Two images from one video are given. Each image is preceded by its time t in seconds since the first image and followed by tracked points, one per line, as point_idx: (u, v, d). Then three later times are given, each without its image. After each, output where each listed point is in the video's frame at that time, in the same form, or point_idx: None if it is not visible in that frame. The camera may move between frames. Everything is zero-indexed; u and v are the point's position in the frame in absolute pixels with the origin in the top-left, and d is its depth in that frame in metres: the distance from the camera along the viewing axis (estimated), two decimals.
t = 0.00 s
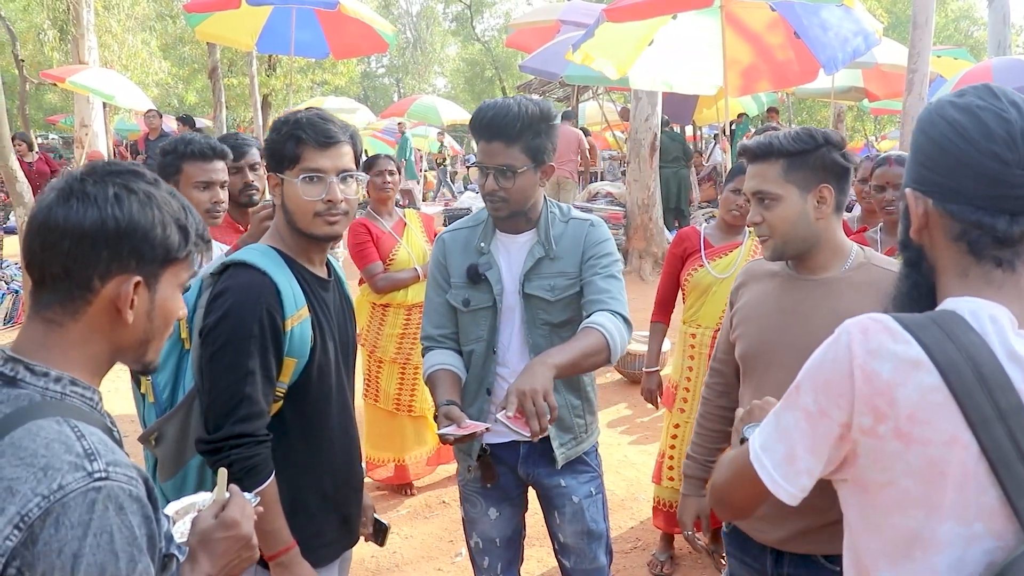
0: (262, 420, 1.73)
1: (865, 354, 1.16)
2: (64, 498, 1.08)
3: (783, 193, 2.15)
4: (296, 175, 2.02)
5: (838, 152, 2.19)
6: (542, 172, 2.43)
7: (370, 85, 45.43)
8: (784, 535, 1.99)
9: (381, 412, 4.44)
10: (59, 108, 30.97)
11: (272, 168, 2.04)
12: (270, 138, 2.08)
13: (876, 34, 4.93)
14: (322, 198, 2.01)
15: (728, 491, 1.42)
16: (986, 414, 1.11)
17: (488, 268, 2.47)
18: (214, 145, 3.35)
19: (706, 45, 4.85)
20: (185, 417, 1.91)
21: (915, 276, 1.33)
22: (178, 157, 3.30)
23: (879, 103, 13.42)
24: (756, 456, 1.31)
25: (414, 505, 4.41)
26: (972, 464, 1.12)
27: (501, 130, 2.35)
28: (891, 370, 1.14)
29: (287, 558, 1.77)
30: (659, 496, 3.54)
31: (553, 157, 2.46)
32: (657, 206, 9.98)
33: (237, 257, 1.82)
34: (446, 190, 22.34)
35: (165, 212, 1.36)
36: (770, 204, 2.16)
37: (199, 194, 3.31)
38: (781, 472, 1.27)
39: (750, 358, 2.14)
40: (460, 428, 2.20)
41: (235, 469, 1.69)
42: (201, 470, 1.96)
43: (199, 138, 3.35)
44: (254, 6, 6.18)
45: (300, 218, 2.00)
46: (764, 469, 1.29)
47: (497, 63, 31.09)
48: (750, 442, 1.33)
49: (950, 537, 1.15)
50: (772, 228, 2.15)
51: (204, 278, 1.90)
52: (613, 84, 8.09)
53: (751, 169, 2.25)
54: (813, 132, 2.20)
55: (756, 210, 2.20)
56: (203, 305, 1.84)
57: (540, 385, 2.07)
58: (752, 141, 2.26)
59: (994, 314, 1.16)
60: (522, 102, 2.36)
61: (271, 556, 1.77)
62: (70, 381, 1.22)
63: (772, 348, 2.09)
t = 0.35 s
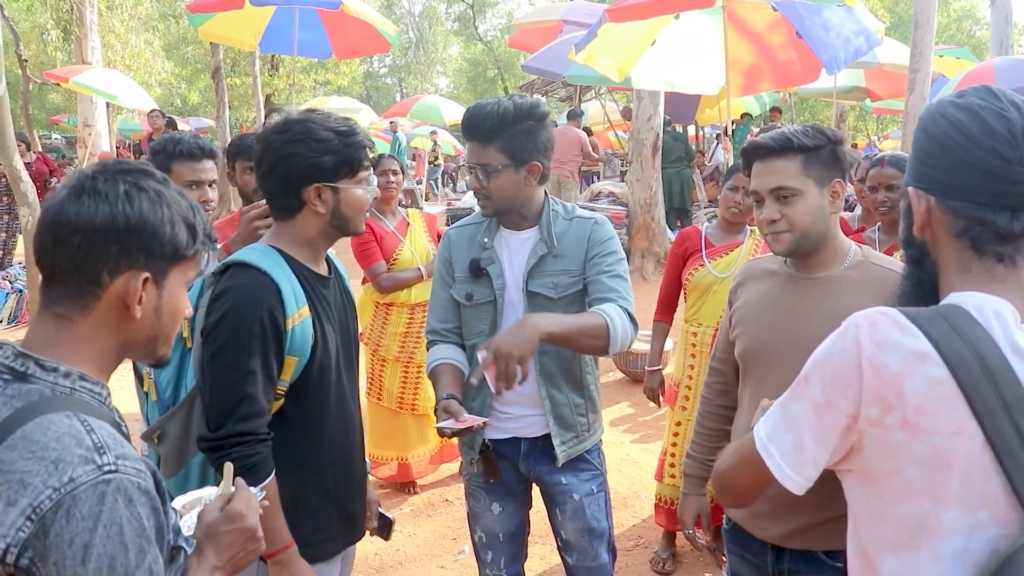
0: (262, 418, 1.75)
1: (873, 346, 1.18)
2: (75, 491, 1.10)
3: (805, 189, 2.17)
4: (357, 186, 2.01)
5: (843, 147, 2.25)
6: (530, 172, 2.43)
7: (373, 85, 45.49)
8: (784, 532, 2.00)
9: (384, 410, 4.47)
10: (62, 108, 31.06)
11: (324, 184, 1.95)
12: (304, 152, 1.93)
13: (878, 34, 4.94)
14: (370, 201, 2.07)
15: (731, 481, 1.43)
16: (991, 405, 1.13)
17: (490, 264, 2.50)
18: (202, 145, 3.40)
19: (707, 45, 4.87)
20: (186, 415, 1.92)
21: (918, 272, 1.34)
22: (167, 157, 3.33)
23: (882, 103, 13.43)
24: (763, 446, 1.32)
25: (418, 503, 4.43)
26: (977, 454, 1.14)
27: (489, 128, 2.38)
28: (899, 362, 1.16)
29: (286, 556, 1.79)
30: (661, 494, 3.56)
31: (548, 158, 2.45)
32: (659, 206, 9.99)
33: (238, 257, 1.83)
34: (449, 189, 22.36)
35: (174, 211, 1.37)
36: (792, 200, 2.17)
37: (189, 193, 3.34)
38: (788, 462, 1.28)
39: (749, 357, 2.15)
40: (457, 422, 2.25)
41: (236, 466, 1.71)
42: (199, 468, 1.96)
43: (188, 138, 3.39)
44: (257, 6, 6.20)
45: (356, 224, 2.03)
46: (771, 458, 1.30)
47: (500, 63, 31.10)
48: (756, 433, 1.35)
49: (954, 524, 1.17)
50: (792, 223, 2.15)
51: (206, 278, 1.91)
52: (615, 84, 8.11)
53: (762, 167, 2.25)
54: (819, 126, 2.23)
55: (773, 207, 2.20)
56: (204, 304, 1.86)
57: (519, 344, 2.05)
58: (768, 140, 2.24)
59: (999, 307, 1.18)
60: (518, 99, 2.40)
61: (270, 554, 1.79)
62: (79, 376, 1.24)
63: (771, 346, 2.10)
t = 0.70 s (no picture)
0: (278, 418, 1.76)
1: (884, 343, 1.19)
2: (91, 486, 1.11)
3: (829, 189, 2.19)
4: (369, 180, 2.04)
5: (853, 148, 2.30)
6: (541, 172, 2.44)
7: (373, 84, 45.53)
8: (783, 529, 2.01)
9: (388, 409, 4.48)
10: (63, 108, 31.07)
11: (337, 178, 1.96)
12: (318, 142, 1.94)
13: (880, 34, 4.95)
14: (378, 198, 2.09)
15: (748, 478, 1.45)
16: (1000, 400, 1.14)
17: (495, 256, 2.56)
18: (200, 146, 3.42)
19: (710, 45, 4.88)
20: (197, 417, 1.92)
21: (929, 269, 1.35)
22: (166, 157, 3.34)
23: (883, 103, 13.43)
24: (777, 441, 1.34)
25: (421, 502, 4.44)
26: (986, 449, 1.15)
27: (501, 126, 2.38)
28: (909, 359, 1.17)
29: (302, 555, 1.81)
30: (665, 493, 3.56)
31: (558, 158, 2.46)
32: (660, 206, 10.01)
33: (248, 257, 1.84)
34: (449, 189, 22.36)
35: (186, 210, 1.39)
36: (817, 199, 2.17)
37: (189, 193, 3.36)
38: (802, 457, 1.30)
39: (751, 356, 2.16)
40: (453, 413, 2.28)
41: (252, 466, 1.71)
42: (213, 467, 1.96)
43: (185, 139, 3.40)
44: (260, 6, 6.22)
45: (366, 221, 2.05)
46: (785, 453, 1.32)
47: (500, 63, 31.12)
48: (771, 428, 1.37)
49: (964, 519, 1.18)
50: (816, 222, 2.14)
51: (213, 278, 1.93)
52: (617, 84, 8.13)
53: (782, 167, 2.25)
54: (831, 127, 2.25)
55: (798, 207, 2.19)
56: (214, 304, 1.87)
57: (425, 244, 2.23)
58: (787, 140, 2.24)
59: (1008, 305, 1.19)
60: (531, 99, 2.40)
61: (286, 553, 1.80)
62: (93, 373, 1.25)
63: (774, 345, 2.11)
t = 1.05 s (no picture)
0: (294, 415, 1.77)
1: (895, 338, 1.20)
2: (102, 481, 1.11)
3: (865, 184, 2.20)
4: (373, 175, 2.04)
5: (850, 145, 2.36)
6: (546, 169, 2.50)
7: (374, 84, 45.53)
8: (788, 525, 2.02)
9: (391, 408, 4.48)
10: (63, 108, 31.09)
11: (344, 170, 1.97)
12: (324, 135, 1.96)
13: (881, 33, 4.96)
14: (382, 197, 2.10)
15: (760, 477, 1.45)
16: (1011, 394, 1.14)
17: (496, 262, 2.52)
18: (199, 144, 3.44)
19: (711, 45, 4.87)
20: (210, 419, 1.93)
21: (940, 264, 1.36)
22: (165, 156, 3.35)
23: (883, 102, 13.45)
24: (789, 438, 1.35)
25: (425, 500, 4.45)
26: (996, 443, 1.16)
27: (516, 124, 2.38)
28: (921, 353, 1.18)
29: (320, 551, 1.81)
30: (669, 491, 3.57)
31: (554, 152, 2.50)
32: (661, 206, 10.03)
33: (257, 254, 1.85)
34: (450, 189, 22.37)
35: (192, 204, 1.39)
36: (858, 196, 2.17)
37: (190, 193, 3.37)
38: (814, 453, 1.31)
39: (757, 353, 2.17)
40: (452, 423, 2.24)
41: (271, 464, 1.72)
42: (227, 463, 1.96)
43: (184, 139, 3.41)
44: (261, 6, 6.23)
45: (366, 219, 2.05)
46: (798, 450, 1.33)
47: (501, 62, 31.13)
48: (782, 425, 1.37)
49: (974, 512, 1.18)
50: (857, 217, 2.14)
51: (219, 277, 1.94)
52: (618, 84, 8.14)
53: (829, 160, 2.19)
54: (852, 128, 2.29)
55: (844, 204, 2.15)
56: (222, 303, 1.87)
57: (554, 342, 2.12)
58: (832, 135, 2.20)
59: (1019, 300, 1.19)
60: (528, 103, 2.39)
61: (305, 548, 1.81)
62: (104, 368, 1.27)
63: (782, 343, 2.12)
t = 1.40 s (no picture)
0: (294, 412, 1.79)
1: (895, 338, 1.23)
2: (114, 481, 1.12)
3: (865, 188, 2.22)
4: (383, 195, 2.05)
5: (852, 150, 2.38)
6: (543, 174, 2.53)
7: (373, 84, 45.55)
8: (791, 521, 2.05)
9: (393, 408, 4.50)
10: (64, 108, 31.12)
11: (352, 175, 2.00)
12: (347, 137, 2.03)
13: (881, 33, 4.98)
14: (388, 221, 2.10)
15: (759, 484, 1.46)
16: (1008, 391, 1.17)
17: (498, 267, 2.52)
18: (199, 146, 3.48)
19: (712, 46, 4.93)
20: (218, 420, 1.95)
21: (935, 264, 1.39)
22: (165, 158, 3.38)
23: (882, 103, 13.50)
24: (790, 441, 1.37)
25: (427, 499, 4.48)
26: (993, 439, 1.18)
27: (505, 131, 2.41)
28: (921, 353, 1.21)
29: (351, 525, 1.82)
30: (668, 489, 3.63)
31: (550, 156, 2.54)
32: (661, 206, 10.06)
33: (265, 256, 1.88)
34: (450, 189, 22.39)
35: (202, 206, 1.41)
36: (856, 196, 2.19)
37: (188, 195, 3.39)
38: (816, 454, 1.33)
39: (758, 351, 2.20)
40: (451, 441, 2.22)
41: (271, 457, 1.74)
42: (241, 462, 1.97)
43: (183, 144, 3.43)
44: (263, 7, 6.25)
45: (364, 230, 2.04)
46: (800, 453, 1.35)
47: (501, 62, 31.16)
48: (782, 429, 1.39)
49: (973, 506, 1.21)
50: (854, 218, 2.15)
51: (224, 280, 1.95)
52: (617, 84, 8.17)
53: (826, 160, 2.22)
54: (851, 129, 2.32)
55: (841, 204, 2.18)
56: (229, 306, 1.89)
57: (643, 389, 2.48)
58: (831, 135, 2.23)
59: (1013, 300, 1.22)
60: (524, 112, 2.44)
61: (334, 528, 1.81)
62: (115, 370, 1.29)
63: (784, 343, 2.15)
